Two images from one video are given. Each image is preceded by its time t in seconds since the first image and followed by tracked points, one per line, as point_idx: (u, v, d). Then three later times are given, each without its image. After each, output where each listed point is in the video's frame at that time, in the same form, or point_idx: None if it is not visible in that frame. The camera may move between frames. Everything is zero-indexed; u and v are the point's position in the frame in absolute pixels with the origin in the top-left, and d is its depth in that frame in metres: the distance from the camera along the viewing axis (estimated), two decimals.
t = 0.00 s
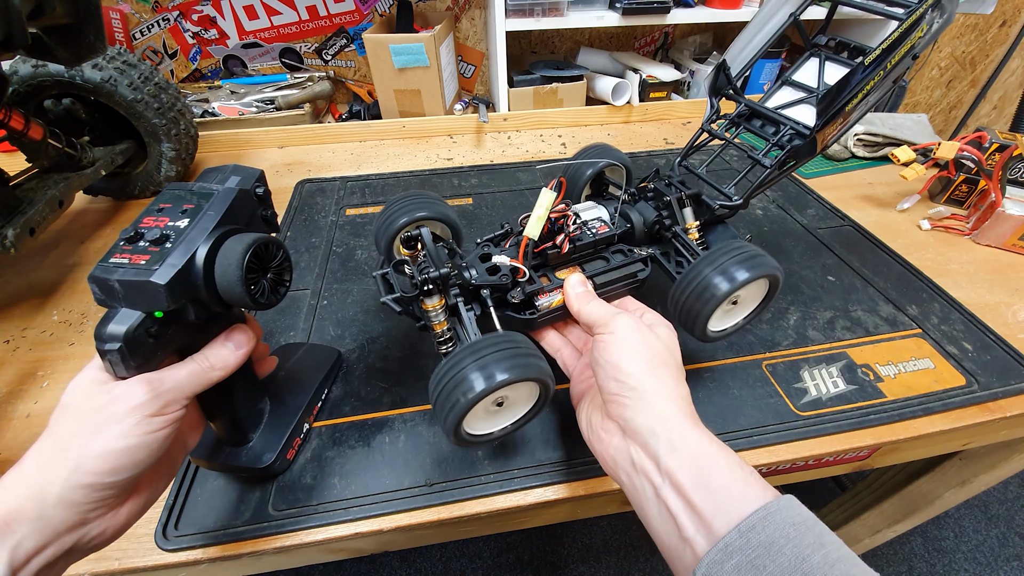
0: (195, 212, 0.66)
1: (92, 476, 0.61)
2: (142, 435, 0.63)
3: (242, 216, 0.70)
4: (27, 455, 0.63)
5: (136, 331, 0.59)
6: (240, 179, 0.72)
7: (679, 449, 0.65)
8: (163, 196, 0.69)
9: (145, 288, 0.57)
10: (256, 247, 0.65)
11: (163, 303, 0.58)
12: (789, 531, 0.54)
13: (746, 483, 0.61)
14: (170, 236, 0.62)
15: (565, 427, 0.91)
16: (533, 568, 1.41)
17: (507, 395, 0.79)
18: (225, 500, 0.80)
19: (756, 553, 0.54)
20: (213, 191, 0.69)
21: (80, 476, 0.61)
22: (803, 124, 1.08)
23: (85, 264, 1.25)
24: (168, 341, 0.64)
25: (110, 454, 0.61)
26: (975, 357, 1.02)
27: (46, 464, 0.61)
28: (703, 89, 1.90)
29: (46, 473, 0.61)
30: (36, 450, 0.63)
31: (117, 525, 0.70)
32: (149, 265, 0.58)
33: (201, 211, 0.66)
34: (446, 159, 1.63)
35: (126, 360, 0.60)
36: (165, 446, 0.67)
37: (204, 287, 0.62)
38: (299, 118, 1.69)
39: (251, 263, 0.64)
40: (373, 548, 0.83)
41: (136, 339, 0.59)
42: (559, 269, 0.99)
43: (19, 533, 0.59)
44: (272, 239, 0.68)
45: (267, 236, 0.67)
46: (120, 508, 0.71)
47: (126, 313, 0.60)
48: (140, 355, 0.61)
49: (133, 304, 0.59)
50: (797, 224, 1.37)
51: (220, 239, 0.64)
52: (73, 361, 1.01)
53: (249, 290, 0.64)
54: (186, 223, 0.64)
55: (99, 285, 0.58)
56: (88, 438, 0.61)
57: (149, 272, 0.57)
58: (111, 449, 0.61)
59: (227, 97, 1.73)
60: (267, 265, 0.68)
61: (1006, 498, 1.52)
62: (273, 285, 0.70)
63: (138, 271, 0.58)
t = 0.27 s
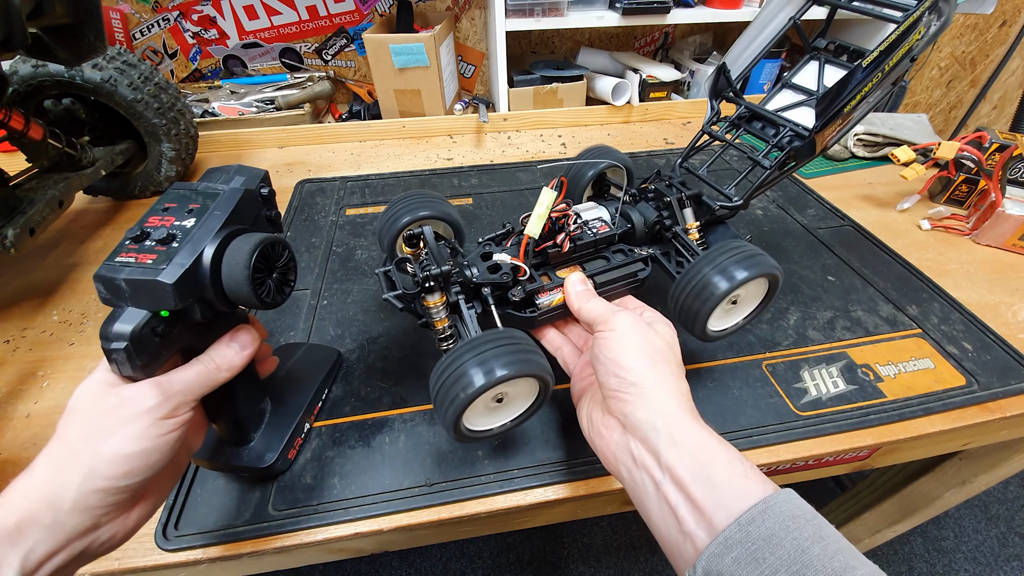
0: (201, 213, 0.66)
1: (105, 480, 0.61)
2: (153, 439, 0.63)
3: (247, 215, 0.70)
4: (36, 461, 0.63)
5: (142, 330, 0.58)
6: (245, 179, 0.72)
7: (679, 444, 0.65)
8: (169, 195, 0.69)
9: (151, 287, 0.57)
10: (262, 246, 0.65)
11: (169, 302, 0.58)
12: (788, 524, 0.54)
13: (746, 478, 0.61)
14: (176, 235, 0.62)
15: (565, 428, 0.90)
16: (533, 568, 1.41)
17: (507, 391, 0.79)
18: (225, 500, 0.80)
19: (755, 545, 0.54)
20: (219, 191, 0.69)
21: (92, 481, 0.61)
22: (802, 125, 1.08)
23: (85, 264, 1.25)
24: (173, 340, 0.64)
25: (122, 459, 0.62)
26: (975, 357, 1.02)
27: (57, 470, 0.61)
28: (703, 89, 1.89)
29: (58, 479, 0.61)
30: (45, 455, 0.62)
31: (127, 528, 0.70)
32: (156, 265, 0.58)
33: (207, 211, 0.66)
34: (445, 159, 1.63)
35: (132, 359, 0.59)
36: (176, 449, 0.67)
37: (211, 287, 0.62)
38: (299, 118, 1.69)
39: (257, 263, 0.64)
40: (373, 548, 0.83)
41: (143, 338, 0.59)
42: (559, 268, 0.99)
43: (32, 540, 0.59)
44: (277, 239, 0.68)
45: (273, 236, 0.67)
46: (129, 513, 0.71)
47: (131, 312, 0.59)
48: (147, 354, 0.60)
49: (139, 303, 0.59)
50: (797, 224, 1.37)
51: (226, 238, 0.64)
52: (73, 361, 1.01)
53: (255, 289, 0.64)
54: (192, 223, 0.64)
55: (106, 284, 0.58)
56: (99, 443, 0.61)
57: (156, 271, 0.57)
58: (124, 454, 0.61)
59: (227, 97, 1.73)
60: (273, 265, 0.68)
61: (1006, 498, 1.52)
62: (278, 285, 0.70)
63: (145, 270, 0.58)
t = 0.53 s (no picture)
0: (202, 212, 0.66)
1: (111, 471, 0.61)
2: (157, 432, 0.63)
3: (248, 215, 0.70)
4: (44, 453, 0.63)
5: (141, 329, 0.59)
6: (246, 179, 0.72)
7: (682, 445, 0.65)
8: (171, 194, 0.69)
9: (151, 286, 0.57)
10: (262, 246, 0.65)
11: (169, 301, 0.58)
12: (791, 523, 0.55)
13: (750, 477, 0.61)
14: (177, 235, 0.62)
15: (565, 428, 0.90)
16: (533, 568, 1.41)
17: (511, 400, 0.79)
18: (225, 500, 0.80)
19: (760, 545, 0.54)
20: (221, 190, 0.69)
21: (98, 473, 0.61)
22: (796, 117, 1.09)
23: (85, 264, 1.25)
24: (172, 339, 0.64)
25: (129, 450, 0.62)
26: (975, 357, 1.02)
27: (64, 461, 0.61)
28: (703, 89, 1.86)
29: (65, 470, 0.60)
30: (52, 448, 0.63)
31: (134, 518, 0.70)
32: (156, 264, 0.58)
33: (208, 210, 0.66)
34: (446, 159, 1.63)
35: (131, 359, 0.60)
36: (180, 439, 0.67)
37: (211, 287, 0.62)
38: (299, 118, 1.69)
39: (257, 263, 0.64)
40: (373, 548, 0.83)
41: (142, 337, 0.59)
42: (557, 274, 0.99)
43: (43, 528, 0.59)
44: (278, 238, 0.68)
45: (273, 236, 0.67)
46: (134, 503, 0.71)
47: (131, 311, 0.60)
48: (145, 354, 0.61)
49: (139, 302, 0.59)
50: (797, 224, 1.37)
51: (226, 238, 0.64)
52: (73, 361, 1.01)
53: (255, 289, 0.64)
54: (192, 222, 0.64)
55: (107, 283, 0.58)
56: (105, 436, 0.61)
57: (155, 270, 0.57)
58: (130, 445, 0.61)
59: (227, 97, 1.73)
60: (273, 265, 0.68)
61: (1006, 498, 1.52)
62: (278, 285, 0.69)
63: (145, 269, 0.58)
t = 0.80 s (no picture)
0: (202, 212, 0.66)
1: (138, 462, 0.63)
2: (180, 425, 0.65)
3: (247, 214, 0.70)
4: (69, 442, 0.64)
5: (146, 330, 0.59)
6: (242, 178, 0.73)
7: (711, 445, 0.66)
8: (168, 195, 0.69)
9: (156, 287, 0.57)
10: (264, 243, 0.65)
11: (174, 301, 0.58)
12: (820, 522, 0.55)
13: (778, 475, 0.62)
14: (178, 234, 0.62)
15: (565, 428, 0.90)
16: (533, 568, 1.41)
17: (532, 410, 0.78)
18: (225, 500, 0.80)
19: (788, 542, 0.55)
20: (220, 190, 0.69)
21: (127, 463, 0.63)
22: (772, 125, 1.10)
23: (85, 264, 1.25)
24: (176, 340, 0.64)
25: (157, 441, 0.64)
26: (975, 357, 1.02)
27: (91, 449, 0.62)
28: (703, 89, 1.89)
29: (94, 456, 0.62)
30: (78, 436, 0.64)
31: (155, 505, 0.72)
32: (159, 265, 0.58)
33: (208, 210, 0.66)
34: (446, 159, 1.63)
35: (137, 360, 0.59)
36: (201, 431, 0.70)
37: (215, 287, 0.62)
38: (299, 118, 1.69)
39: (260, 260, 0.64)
40: (373, 548, 0.83)
41: (147, 337, 0.60)
42: (561, 279, 0.99)
43: (72, 513, 0.60)
44: (279, 236, 0.68)
45: (274, 233, 0.67)
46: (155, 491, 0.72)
47: (135, 312, 0.60)
48: (151, 353, 0.60)
49: (143, 303, 0.59)
50: (798, 224, 1.37)
51: (228, 237, 0.64)
52: (73, 361, 1.01)
53: (259, 286, 0.64)
54: (193, 223, 0.64)
55: (108, 285, 0.58)
56: (134, 427, 0.63)
57: (160, 271, 0.57)
58: (157, 436, 0.63)
59: (227, 97, 1.73)
60: (275, 262, 0.68)
61: (1006, 498, 1.52)
62: (281, 282, 0.70)
63: (147, 269, 0.58)
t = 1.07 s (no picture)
0: (194, 211, 0.66)
1: (135, 471, 0.64)
2: (177, 436, 0.66)
3: (239, 213, 0.70)
4: (63, 453, 0.64)
5: (140, 330, 0.58)
6: (235, 177, 0.72)
7: (738, 444, 0.67)
8: (161, 195, 0.68)
9: (148, 287, 0.57)
10: (256, 241, 0.65)
11: (167, 301, 0.58)
12: (845, 509, 0.56)
13: (803, 468, 0.63)
14: (170, 234, 0.62)
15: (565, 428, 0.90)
16: (533, 568, 1.41)
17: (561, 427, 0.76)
18: (225, 500, 0.80)
19: (810, 531, 0.56)
20: (212, 189, 0.69)
21: (125, 474, 0.63)
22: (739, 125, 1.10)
23: (84, 264, 1.25)
24: (171, 341, 0.63)
25: (155, 451, 0.65)
26: (975, 357, 1.02)
27: (87, 459, 0.63)
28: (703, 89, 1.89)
29: (92, 467, 0.62)
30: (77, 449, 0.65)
31: (148, 517, 0.71)
32: (151, 264, 0.58)
33: (200, 209, 0.66)
34: (446, 159, 1.63)
35: (133, 360, 0.59)
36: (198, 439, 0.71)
37: (208, 286, 0.63)
38: (299, 118, 1.69)
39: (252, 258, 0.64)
40: (373, 548, 0.83)
41: (142, 337, 0.58)
42: (561, 290, 0.98)
43: (67, 525, 0.60)
44: (271, 234, 0.68)
45: (266, 232, 0.67)
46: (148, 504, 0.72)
47: (129, 313, 0.59)
48: (146, 354, 0.59)
49: (136, 302, 0.58)
50: (797, 224, 1.37)
51: (220, 235, 0.64)
52: (73, 361, 1.01)
53: (252, 285, 0.64)
54: (185, 222, 0.64)
55: (101, 286, 0.58)
56: (133, 437, 0.64)
57: (151, 270, 0.57)
58: (155, 447, 0.64)
59: (227, 97, 1.73)
60: (268, 260, 0.68)
61: (1006, 498, 1.52)
62: (275, 280, 0.70)
63: (140, 269, 0.58)
